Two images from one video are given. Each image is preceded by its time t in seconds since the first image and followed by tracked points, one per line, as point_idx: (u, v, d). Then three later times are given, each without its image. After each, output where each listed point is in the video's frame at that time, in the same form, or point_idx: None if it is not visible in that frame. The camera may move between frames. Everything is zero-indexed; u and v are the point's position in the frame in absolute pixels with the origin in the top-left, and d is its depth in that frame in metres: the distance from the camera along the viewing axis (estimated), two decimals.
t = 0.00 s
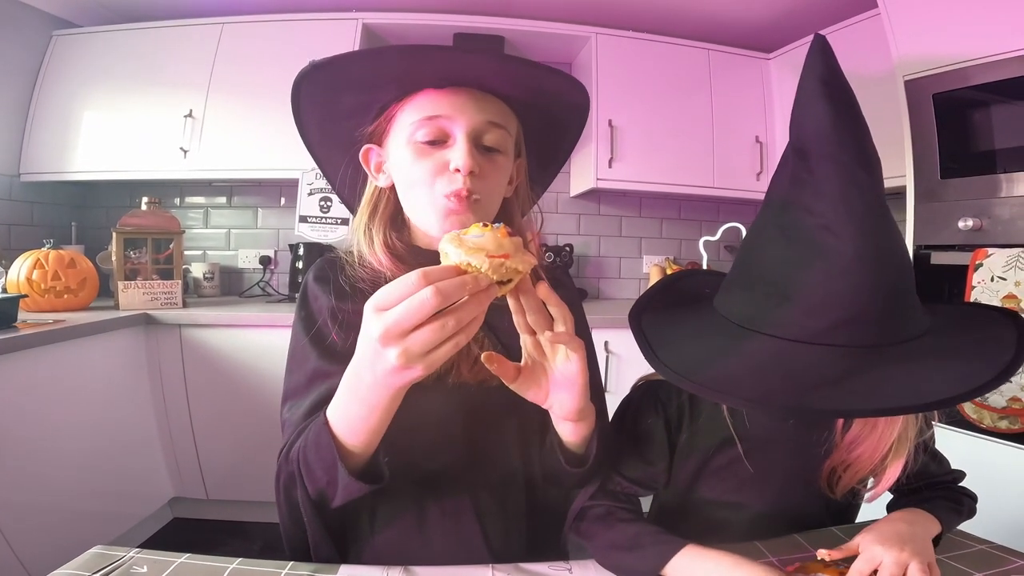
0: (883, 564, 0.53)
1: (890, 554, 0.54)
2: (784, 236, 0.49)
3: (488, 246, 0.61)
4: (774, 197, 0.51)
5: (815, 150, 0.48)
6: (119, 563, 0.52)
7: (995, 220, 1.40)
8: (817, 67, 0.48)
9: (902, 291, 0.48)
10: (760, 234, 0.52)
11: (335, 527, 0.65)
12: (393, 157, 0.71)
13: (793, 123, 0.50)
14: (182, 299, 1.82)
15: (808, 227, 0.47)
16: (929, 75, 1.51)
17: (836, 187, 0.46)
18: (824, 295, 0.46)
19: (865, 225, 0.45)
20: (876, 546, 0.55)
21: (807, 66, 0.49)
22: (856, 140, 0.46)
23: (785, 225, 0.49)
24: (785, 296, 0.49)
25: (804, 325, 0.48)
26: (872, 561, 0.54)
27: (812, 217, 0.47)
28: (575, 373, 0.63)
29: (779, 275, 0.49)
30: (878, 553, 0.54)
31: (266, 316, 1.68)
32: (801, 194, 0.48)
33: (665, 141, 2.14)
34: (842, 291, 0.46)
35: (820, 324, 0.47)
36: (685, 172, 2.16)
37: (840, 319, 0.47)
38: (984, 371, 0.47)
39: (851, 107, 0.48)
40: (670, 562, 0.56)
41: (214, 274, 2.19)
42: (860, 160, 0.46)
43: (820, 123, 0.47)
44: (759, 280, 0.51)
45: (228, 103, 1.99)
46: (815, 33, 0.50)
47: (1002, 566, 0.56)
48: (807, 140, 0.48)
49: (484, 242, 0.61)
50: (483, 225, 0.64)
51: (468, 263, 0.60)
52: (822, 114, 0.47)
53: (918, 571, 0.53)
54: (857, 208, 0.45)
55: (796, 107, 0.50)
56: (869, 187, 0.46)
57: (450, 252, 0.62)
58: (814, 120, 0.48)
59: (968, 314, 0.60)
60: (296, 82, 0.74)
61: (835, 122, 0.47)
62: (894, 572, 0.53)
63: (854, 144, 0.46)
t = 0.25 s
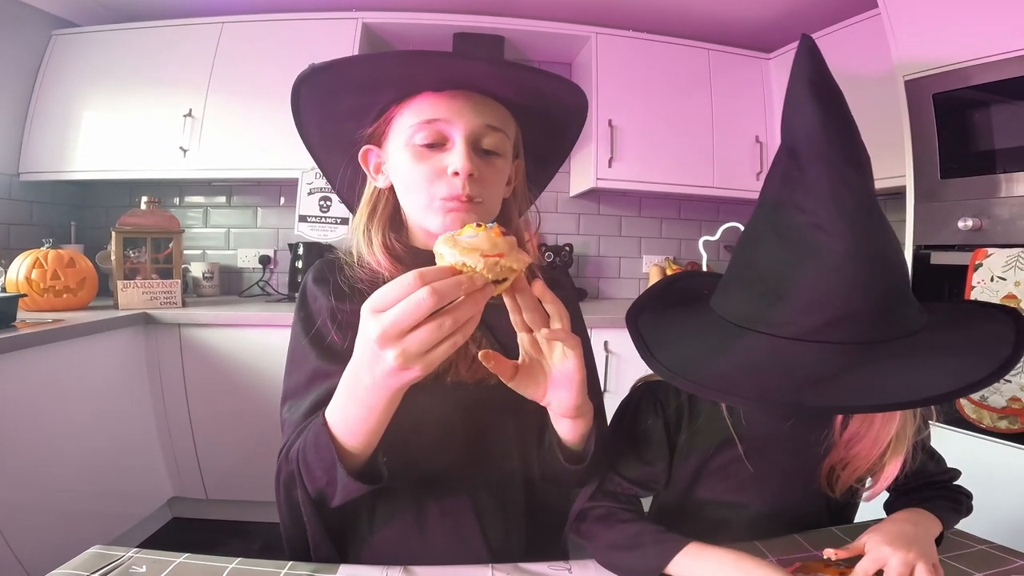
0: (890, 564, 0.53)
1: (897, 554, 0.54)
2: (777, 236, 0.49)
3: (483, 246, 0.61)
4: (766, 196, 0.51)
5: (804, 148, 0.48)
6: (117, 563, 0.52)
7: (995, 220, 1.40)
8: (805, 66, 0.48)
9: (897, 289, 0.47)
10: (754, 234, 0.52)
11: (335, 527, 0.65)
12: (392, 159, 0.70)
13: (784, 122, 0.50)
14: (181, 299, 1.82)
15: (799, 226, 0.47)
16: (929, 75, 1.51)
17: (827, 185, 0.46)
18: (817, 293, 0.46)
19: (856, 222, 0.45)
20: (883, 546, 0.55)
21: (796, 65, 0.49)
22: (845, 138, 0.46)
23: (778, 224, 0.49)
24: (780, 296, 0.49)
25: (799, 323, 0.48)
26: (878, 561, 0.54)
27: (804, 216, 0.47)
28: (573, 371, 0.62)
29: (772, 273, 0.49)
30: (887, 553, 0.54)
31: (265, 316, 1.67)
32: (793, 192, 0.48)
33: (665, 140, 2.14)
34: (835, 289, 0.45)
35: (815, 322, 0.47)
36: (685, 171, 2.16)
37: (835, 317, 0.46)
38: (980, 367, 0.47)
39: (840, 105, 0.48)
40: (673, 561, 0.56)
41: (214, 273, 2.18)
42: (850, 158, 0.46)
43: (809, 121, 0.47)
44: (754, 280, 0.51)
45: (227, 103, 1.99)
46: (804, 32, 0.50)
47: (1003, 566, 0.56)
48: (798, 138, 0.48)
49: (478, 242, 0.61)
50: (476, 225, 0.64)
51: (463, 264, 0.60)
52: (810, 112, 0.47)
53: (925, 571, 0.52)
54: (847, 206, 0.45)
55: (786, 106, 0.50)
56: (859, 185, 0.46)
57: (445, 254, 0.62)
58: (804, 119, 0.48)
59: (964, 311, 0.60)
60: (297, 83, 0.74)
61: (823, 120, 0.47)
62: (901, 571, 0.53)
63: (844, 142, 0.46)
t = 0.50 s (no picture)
0: (902, 563, 0.53)
1: (909, 553, 0.54)
2: (769, 236, 0.49)
3: (477, 241, 0.61)
4: (759, 196, 0.51)
5: (796, 148, 0.48)
6: (117, 563, 0.52)
7: (993, 220, 1.40)
8: (796, 65, 0.49)
9: (890, 288, 0.48)
10: (748, 234, 0.52)
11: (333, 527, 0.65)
12: (388, 161, 0.71)
13: (776, 123, 0.51)
14: (180, 299, 1.81)
15: (790, 225, 0.47)
16: (926, 75, 1.52)
17: (818, 185, 0.46)
18: (810, 292, 0.47)
19: (847, 221, 0.45)
20: (896, 545, 0.55)
21: (787, 65, 0.49)
22: (836, 138, 0.47)
23: (769, 224, 0.49)
24: (772, 295, 0.49)
25: (792, 323, 0.48)
26: (890, 560, 0.54)
27: (795, 215, 0.47)
28: (569, 367, 0.62)
29: (765, 271, 0.49)
30: (898, 551, 0.54)
31: (264, 316, 1.68)
32: (786, 192, 0.48)
33: (663, 140, 2.14)
34: (827, 287, 0.46)
35: (808, 322, 0.48)
36: (683, 171, 2.16)
37: (828, 316, 0.47)
38: (977, 365, 0.47)
39: (829, 104, 0.48)
40: (678, 560, 0.56)
41: (213, 274, 2.18)
42: (841, 158, 0.46)
43: (799, 120, 0.47)
44: (748, 278, 0.51)
45: (226, 103, 1.99)
46: (792, 33, 0.50)
47: (1001, 565, 0.56)
48: (789, 137, 0.49)
49: (473, 238, 0.62)
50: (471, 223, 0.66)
51: (457, 258, 0.60)
52: (801, 112, 0.47)
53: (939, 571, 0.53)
54: (839, 206, 0.45)
55: (778, 106, 0.50)
56: (851, 184, 0.46)
57: (440, 250, 0.63)
58: (795, 119, 0.48)
59: (961, 309, 0.60)
60: (296, 84, 0.75)
61: (814, 120, 0.47)
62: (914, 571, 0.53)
63: (835, 142, 0.46)
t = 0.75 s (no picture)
0: (903, 565, 0.53)
1: (910, 555, 0.54)
2: (771, 238, 0.49)
3: (475, 241, 0.61)
4: (762, 198, 0.52)
5: (801, 150, 0.48)
6: (118, 563, 0.52)
7: (994, 220, 1.40)
8: (801, 66, 0.49)
9: (893, 291, 0.48)
10: (750, 236, 0.52)
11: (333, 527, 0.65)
12: (388, 163, 0.71)
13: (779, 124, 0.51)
14: (180, 300, 1.82)
15: (794, 227, 0.47)
16: (927, 75, 1.52)
17: (822, 187, 0.46)
18: (812, 294, 0.47)
19: (851, 223, 0.45)
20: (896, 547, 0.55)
21: (792, 66, 0.50)
22: (840, 140, 0.47)
23: (772, 226, 0.49)
24: (774, 298, 0.49)
25: (794, 326, 0.48)
26: (891, 562, 0.54)
27: (799, 217, 0.47)
28: (567, 365, 0.62)
29: (767, 273, 0.49)
30: (900, 554, 0.54)
31: (264, 317, 1.68)
32: (789, 194, 0.48)
33: (663, 141, 2.14)
34: (829, 290, 0.46)
35: (810, 325, 0.48)
36: (684, 172, 2.16)
37: (832, 318, 0.47)
38: (979, 368, 0.47)
39: (834, 105, 0.48)
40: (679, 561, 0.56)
41: (213, 274, 2.18)
42: (845, 159, 0.46)
43: (804, 121, 0.47)
44: (750, 281, 0.52)
45: (226, 103, 1.99)
46: (797, 34, 0.50)
47: (1002, 565, 0.57)
48: (792, 138, 0.49)
49: (470, 237, 0.62)
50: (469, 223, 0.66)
51: (457, 257, 0.60)
52: (807, 114, 0.47)
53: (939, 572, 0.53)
54: (843, 208, 0.45)
55: (782, 108, 0.50)
56: (854, 187, 0.46)
57: (439, 250, 0.63)
58: (800, 121, 0.48)
59: (962, 310, 0.60)
60: (296, 87, 0.75)
61: (819, 122, 0.47)
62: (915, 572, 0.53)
63: (839, 144, 0.47)
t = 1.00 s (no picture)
0: (907, 566, 0.54)
1: (915, 557, 0.54)
2: (774, 239, 0.49)
3: (471, 240, 0.62)
4: (764, 199, 0.51)
5: (804, 150, 0.48)
6: (118, 564, 0.52)
7: (992, 220, 1.40)
8: (805, 65, 0.49)
9: (894, 293, 0.48)
10: (753, 237, 0.52)
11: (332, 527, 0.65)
12: (387, 164, 0.71)
13: (782, 124, 0.51)
14: (180, 300, 1.82)
15: (798, 229, 0.47)
16: (926, 76, 1.52)
17: (826, 188, 0.46)
18: (815, 295, 0.47)
19: (856, 225, 0.45)
20: (902, 547, 0.55)
21: (796, 64, 0.49)
22: (844, 139, 0.47)
23: (774, 227, 0.49)
24: (777, 300, 0.49)
25: (796, 328, 0.49)
26: (896, 564, 0.54)
27: (802, 218, 0.47)
28: (565, 362, 0.63)
29: (771, 274, 0.49)
30: (904, 555, 0.55)
31: (264, 317, 1.68)
32: (792, 194, 0.48)
33: (662, 141, 2.14)
34: (832, 291, 0.46)
35: (812, 328, 0.48)
36: (683, 172, 2.16)
37: (836, 321, 0.47)
38: (979, 371, 0.47)
39: (838, 104, 0.48)
40: (675, 560, 0.56)
41: (213, 274, 2.18)
42: (850, 160, 0.46)
43: (809, 122, 0.47)
44: (752, 282, 0.52)
45: (226, 104, 1.99)
46: (801, 31, 0.50)
47: (1000, 565, 0.57)
48: (797, 139, 0.49)
49: (467, 237, 0.62)
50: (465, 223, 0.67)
51: (454, 256, 0.61)
52: (811, 113, 0.47)
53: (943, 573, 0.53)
54: (847, 209, 0.45)
55: (786, 107, 0.50)
56: (859, 187, 0.46)
57: (436, 250, 0.63)
58: (806, 119, 0.48)
59: (962, 311, 0.60)
60: (296, 89, 0.75)
61: (824, 122, 0.47)
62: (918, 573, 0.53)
63: (843, 143, 0.46)
